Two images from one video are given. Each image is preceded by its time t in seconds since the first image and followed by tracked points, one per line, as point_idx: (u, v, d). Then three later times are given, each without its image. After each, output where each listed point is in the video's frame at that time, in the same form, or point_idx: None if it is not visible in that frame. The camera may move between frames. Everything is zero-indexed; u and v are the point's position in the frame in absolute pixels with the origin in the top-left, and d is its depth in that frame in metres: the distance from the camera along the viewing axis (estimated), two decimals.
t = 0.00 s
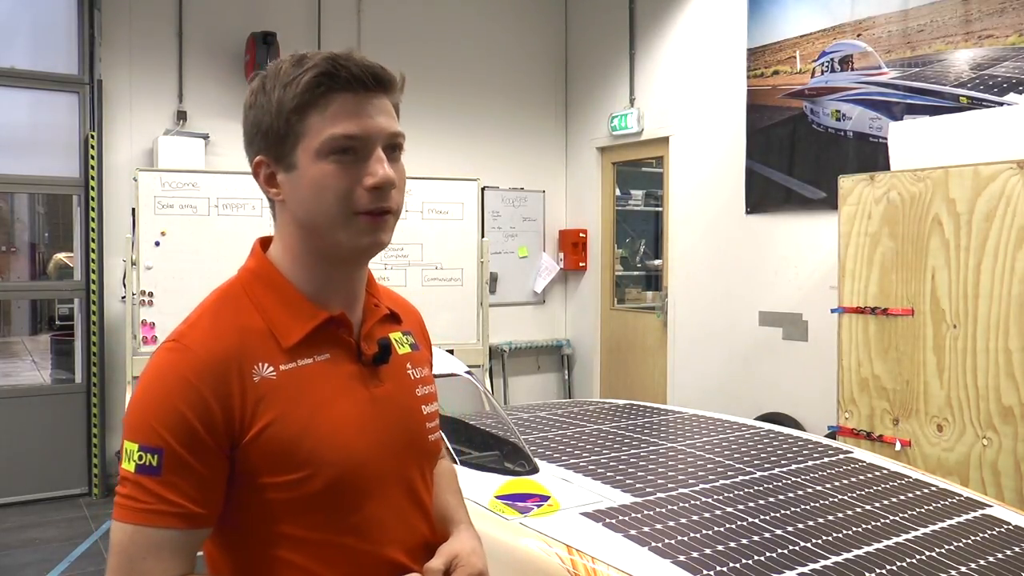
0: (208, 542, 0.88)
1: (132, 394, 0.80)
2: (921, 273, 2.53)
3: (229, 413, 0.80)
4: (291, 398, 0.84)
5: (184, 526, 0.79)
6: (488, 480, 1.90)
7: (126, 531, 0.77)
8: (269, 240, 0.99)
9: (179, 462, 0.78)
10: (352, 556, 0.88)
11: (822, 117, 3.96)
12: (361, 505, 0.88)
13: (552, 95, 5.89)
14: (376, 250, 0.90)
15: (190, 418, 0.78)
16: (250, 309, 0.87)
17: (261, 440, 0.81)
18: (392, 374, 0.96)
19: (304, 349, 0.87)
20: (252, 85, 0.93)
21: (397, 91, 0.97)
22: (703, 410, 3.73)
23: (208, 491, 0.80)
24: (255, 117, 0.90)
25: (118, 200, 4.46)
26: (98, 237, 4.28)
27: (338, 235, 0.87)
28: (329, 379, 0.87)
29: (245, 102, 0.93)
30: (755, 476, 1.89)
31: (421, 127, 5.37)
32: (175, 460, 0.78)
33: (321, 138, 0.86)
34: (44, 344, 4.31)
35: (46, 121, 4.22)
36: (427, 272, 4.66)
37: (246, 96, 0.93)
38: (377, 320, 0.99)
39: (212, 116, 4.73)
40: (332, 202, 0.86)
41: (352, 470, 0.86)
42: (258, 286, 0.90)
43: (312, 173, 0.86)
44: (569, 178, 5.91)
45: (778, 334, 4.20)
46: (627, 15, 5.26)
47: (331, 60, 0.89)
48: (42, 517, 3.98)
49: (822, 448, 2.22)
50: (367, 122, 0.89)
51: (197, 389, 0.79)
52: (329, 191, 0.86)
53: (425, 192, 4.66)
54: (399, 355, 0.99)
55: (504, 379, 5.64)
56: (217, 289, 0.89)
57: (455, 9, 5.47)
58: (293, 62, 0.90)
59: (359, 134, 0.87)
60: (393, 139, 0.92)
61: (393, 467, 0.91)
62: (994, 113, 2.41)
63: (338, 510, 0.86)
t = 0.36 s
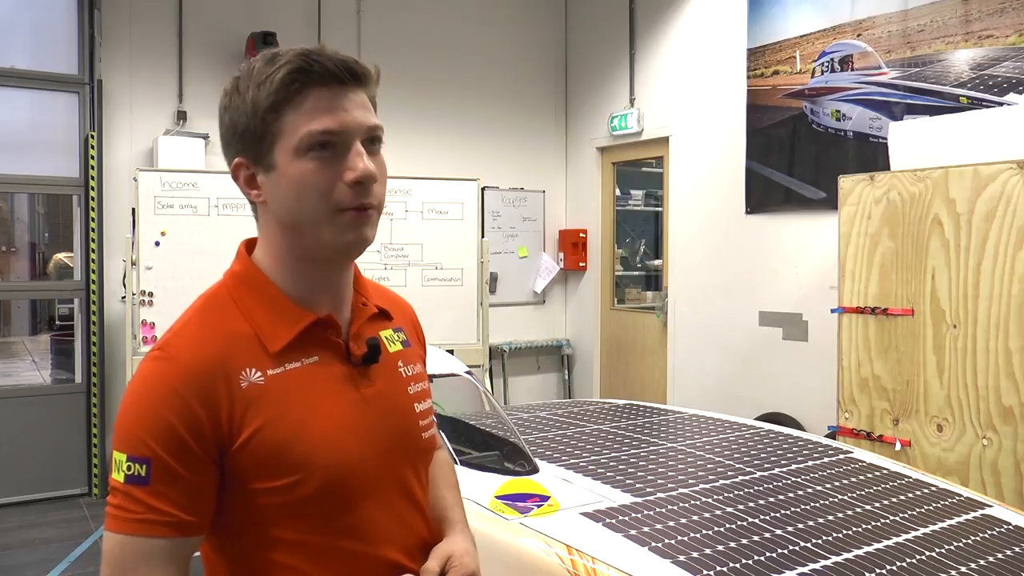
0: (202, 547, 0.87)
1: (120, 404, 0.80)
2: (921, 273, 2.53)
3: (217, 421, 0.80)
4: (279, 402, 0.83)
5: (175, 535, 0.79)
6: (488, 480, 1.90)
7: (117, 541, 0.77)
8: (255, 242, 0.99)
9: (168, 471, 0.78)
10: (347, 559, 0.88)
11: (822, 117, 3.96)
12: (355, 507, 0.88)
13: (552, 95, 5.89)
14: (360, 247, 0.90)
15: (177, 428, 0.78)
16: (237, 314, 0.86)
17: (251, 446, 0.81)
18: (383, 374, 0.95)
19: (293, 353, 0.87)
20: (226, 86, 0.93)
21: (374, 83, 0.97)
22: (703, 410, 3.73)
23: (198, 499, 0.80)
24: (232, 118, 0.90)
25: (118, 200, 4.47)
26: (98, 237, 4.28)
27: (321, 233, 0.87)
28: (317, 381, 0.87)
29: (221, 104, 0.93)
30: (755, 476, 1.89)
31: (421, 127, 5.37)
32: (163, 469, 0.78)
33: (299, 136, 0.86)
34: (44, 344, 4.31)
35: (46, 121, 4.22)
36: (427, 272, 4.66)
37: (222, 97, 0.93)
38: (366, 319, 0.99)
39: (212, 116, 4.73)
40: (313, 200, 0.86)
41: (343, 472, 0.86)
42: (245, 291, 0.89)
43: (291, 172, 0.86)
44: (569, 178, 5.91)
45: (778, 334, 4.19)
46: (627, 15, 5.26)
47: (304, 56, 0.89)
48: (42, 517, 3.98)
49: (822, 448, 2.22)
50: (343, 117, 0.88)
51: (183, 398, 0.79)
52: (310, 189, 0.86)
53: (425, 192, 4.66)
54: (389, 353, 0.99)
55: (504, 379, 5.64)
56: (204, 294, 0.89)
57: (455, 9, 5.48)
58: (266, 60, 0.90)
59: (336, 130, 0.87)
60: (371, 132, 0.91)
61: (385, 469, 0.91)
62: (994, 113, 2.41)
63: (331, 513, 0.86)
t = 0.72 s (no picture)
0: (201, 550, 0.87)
1: (116, 406, 0.80)
2: (921, 273, 2.53)
3: (214, 423, 0.80)
4: (276, 404, 0.83)
5: (172, 537, 0.79)
6: (488, 480, 1.91)
7: (114, 544, 0.77)
8: (252, 242, 0.99)
9: (165, 474, 0.78)
10: (345, 559, 0.88)
11: (822, 117, 3.96)
12: (353, 508, 0.88)
13: (552, 94, 5.89)
14: (357, 248, 0.90)
15: (173, 430, 0.78)
16: (233, 316, 0.86)
17: (249, 448, 0.81)
18: (380, 374, 0.95)
19: (290, 354, 0.87)
20: (223, 86, 0.93)
21: (371, 86, 0.97)
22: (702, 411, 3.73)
23: (196, 500, 0.80)
24: (228, 118, 0.90)
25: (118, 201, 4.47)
26: (98, 238, 4.28)
27: (317, 236, 0.87)
28: (315, 382, 0.87)
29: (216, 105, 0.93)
30: (755, 476, 1.89)
31: (421, 127, 5.37)
32: (160, 471, 0.78)
33: (295, 138, 0.86)
34: (44, 344, 4.31)
35: (46, 121, 4.22)
36: (427, 272, 4.66)
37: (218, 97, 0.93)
38: (363, 319, 0.99)
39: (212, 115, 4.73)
40: (309, 203, 0.86)
41: (342, 473, 0.86)
42: (241, 293, 0.89)
43: (288, 175, 0.86)
44: (569, 178, 5.91)
45: (778, 334, 4.20)
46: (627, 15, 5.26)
47: (301, 58, 0.89)
48: (42, 517, 3.98)
49: (822, 448, 2.22)
50: (340, 119, 0.88)
51: (179, 401, 0.79)
52: (306, 191, 0.86)
53: (425, 192, 4.66)
54: (387, 353, 0.99)
55: (503, 379, 5.64)
56: (200, 297, 0.89)
57: (455, 9, 5.47)
58: (263, 61, 0.90)
59: (333, 133, 0.87)
60: (369, 135, 0.92)
61: (384, 470, 0.91)
62: (994, 113, 2.41)
63: (329, 514, 0.86)
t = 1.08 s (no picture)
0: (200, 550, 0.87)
1: (116, 404, 0.80)
2: (921, 273, 2.53)
3: (216, 422, 0.80)
4: (278, 402, 0.83)
5: (171, 537, 0.79)
6: (488, 480, 1.91)
7: (113, 543, 0.77)
8: (252, 242, 0.99)
9: (166, 473, 0.78)
10: (345, 559, 0.88)
11: (822, 117, 3.96)
12: (354, 508, 0.88)
13: (552, 94, 5.89)
14: (359, 251, 0.91)
15: (174, 429, 0.78)
16: (235, 314, 0.86)
17: (250, 447, 0.81)
18: (381, 373, 0.95)
19: (291, 353, 0.87)
20: (226, 87, 0.93)
21: (376, 88, 0.96)
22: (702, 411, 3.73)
23: (197, 500, 0.80)
24: (232, 119, 0.90)
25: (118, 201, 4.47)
26: (98, 238, 4.28)
27: (320, 239, 0.87)
28: (317, 381, 0.87)
29: (219, 105, 0.93)
30: (755, 476, 1.89)
31: (421, 127, 5.37)
32: (161, 471, 0.78)
33: (300, 141, 0.86)
34: (44, 344, 4.31)
35: (47, 121, 4.22)
36: (427, 272, 4.66)
37: (221, 97, 0.93)
38: (364, 318, 0.99)
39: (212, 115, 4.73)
40: (313, 206, 0.86)
41: (343, 472, 0.86)
42: (242, 291, 0.89)
43: (291, 177, 0.86)
44: (569, 178, 5.91)
45: (778, 334, 4.20)
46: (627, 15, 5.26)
47: (307, 59, 0.89)
48: (42, 517, 3.98)
49: (822, 448, 2.22)
50: (345, 121, 0.88)
51: (181, 399, 0.78)
52: (310, 194, 0.86)
53: (425, 192, 4.66)
54: (388, 352, 0.99)
55: (504, 379, 5.64)
56: (201, 295, 0.88)
57: (455, 10, 5.48)
58: (267, 62, 0.90)
59: (338, 135, 0.87)
60: (373, 137, 0.91)
61: (385, 469, 0.91)
62: (994, 113, 2.41)
63: (330, 513, 0.86)
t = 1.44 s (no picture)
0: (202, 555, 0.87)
1: (117, 409, 0.80)
2: (921, 273, 2.53)
3: (220, 424, 0.80)
4: (282, 402, 0.83)
5: (177, 540, 0.79)
6: (488, 480, 1.91)
7: (117, 548, 0.77)
8: (249, 244, 0.98)
9: (170, 476, 0.78)
10: (351, 559, 0.88)
11: (822, 117, 3.96)
12: (358, 507, 0.88)
13: (552, 94, 5.89)
14: (371, 253, 0.91)
15: (178, 431, 0.78)
16: (237, 315, 0.86)
17: (255, 448, 0.81)
18: (382, 372, 0.95)
19: (293, 352, 0.87)
20: (241, 79, 0.91)
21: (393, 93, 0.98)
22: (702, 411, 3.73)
23: (201, 502, 0.80)
24: (251, 113, 0.89)
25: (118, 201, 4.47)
26: (98, 238, 4.28)
27: (337, 238, 0.87)
28: (319, 380, 0.87)
29: (230, 98, 0.92)
30: (755, 476, 1.89)
31: (421, 127, 5.37)
32: (165, 473, 0.78)
33: (326, 139, 0.86)
34: (44, 344, 4.31)
35: (47, 121, 4.22)
36: (427, 272, 4.66)
37: (234, 90, 0.91)
38: (364, 317, 0.99)
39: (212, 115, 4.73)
40: (335, 205, 0.86)
41: (348, 471, 0.86)
42: (244, 292, 0.89)
43: (314, 174, 0.86)
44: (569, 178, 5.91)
45: (778, 334, 4.20)
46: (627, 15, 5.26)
47: (337, 60, 0.89)
48: (42, 517, 3.98)
49: (822, 448, 2.22)
50: (369, 123, 0.89)
51: (184, 401, 0.78)
52: (332, 193, 0.86)
53: (425, 192, 4.66)
54: (388, 351, 0.99)
55: (503, 379, 5.64)
56: (201, 297, 0.88)
57: (455, 10, 5.48)
58: (293, 59, 0.90)
59: (364, 136, 0.88)
60: (392, 142, 0.92)
61: (388, 467, 0.91)
62: (994, 113, 2.41)
63: (336, 513, 0.86)
